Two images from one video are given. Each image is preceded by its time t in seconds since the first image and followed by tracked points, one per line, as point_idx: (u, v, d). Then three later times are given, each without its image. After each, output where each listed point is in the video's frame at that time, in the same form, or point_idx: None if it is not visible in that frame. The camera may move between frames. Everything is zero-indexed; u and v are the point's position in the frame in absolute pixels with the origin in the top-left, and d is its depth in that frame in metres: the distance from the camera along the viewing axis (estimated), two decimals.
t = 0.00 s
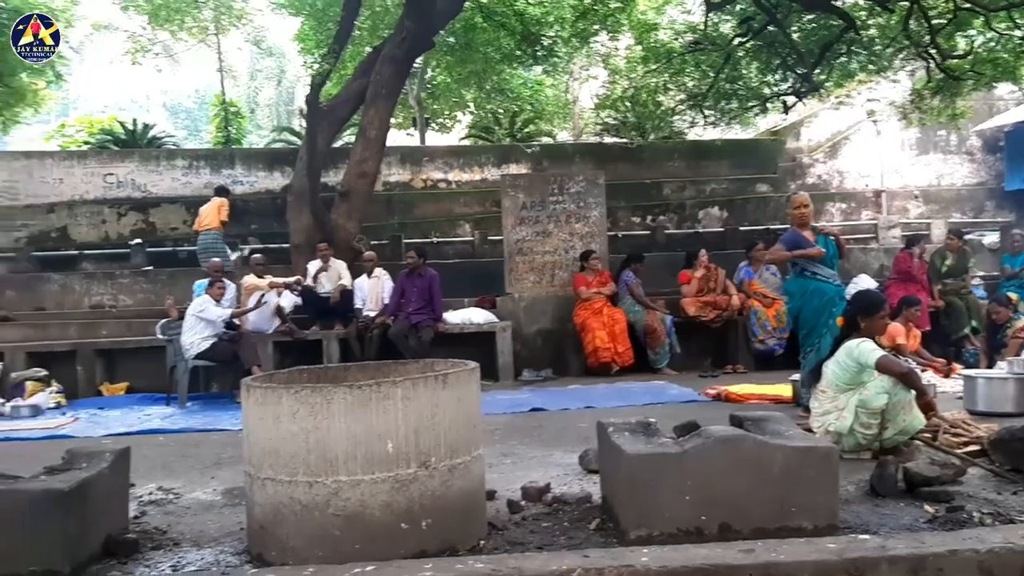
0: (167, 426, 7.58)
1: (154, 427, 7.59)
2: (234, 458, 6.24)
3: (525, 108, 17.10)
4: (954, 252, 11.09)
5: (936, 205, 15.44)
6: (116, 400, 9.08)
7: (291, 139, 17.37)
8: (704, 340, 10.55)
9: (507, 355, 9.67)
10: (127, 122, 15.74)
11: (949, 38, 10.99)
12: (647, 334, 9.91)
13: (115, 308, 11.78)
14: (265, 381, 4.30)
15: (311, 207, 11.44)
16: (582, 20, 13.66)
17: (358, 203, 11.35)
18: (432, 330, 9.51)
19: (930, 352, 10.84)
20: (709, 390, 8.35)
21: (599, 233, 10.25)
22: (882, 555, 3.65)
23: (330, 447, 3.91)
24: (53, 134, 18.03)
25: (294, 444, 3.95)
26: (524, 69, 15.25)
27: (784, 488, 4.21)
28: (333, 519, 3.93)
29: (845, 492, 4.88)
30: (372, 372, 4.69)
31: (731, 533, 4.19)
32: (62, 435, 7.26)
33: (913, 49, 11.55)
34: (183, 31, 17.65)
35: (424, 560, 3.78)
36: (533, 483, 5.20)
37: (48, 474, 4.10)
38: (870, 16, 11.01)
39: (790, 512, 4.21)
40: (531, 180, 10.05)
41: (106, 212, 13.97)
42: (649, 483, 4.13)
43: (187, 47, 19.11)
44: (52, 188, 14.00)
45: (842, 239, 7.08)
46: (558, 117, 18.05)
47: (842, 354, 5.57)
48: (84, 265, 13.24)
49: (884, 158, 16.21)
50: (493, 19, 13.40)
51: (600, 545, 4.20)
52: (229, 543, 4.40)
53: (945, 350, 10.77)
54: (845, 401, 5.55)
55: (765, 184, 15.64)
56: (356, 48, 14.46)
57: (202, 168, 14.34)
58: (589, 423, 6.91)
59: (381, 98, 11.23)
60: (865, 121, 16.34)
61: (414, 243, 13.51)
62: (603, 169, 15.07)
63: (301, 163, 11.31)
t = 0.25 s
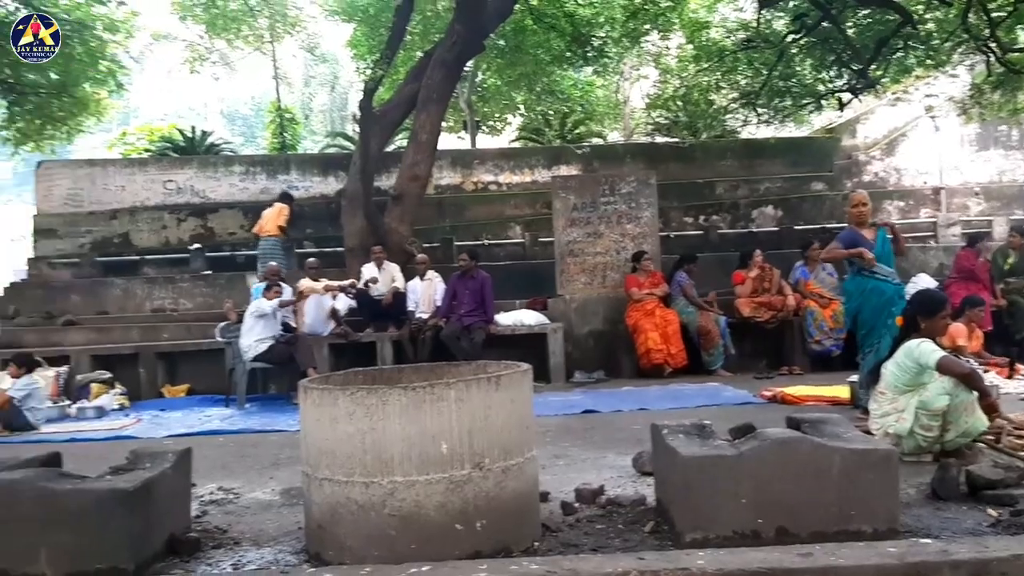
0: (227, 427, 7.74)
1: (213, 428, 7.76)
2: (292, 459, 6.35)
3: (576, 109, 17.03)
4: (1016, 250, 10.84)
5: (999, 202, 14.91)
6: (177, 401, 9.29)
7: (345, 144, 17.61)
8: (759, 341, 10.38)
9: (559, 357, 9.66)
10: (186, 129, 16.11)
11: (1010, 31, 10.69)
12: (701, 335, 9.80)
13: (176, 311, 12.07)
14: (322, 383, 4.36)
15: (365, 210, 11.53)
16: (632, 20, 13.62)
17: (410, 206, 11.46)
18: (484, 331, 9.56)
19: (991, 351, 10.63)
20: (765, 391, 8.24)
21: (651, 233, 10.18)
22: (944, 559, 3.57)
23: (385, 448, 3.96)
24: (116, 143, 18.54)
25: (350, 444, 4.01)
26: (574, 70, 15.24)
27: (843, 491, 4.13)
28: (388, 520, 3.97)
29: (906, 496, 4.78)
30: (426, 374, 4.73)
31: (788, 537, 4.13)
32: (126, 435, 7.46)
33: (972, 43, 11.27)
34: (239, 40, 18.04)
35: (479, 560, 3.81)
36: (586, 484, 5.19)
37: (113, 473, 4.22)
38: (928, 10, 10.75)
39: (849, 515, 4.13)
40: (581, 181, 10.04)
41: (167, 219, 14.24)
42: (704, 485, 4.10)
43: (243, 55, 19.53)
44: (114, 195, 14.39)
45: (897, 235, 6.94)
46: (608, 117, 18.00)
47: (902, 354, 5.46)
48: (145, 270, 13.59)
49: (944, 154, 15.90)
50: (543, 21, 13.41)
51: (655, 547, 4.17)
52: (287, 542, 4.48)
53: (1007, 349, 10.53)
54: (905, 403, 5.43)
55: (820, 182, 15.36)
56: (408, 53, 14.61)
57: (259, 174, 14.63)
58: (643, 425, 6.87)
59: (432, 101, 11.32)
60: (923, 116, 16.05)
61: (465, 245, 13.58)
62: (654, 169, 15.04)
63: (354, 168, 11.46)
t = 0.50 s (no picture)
0: (259, 427, 7.82)
1: (246, 428, 7.84)
2: (324, 459, 6.40)
3: (603, 107, 16.95)
4: None
5: None
6: (211, 402, 9.40)
7: (373, 145, 17.71)
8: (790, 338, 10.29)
9: (589, 355, 9.64)
10: (216, 133, 16.29)
11: None
12: (732, 332, 9.72)
13: (209, 313, 12.21)
14: (352, 383, 4.39)
15: (393, 211, 11.55)
16: (659, 17, 13.54)
17: (438, 206, 11.49)
18: (513, 331, 9.57)
19: None
20: (797, 389, 8.16)
21: (680, 230, 10.11)
22: (981, 557, 3.52)
23: (415, 448, 3.98)
24: (148, 147, 18.81)
25: (380, 444, 4.03)
26: (601, 68, 15.20)
27: (878, 489, 4.08)
28: (419, 519, 3.99)
29: (942, 493, 4.71)
30: (456, 373, 4.74)
31: (822, 536, 4.09)
32: (161, 436, 7.56)
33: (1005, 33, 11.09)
34: (268, 44, 18.24)
35: (509, 559, 3.81)
36: (617, 483, 5.17)
37: (148, 474, 4.28)
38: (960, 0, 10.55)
39: (884, 514, 4.08)
40: (609, 179, 10.01)
41: (199, 222, 14.42)
42: (736, 483, 4.07)
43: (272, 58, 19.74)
44: (148, 200, 14.58)
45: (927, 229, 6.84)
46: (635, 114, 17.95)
47: (936, 349, 5.37)
48: (178, 273, 13.77)
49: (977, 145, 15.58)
50: (569, 19, 13.39)
51: (687, 546, 4.15)
52: (320, 542, 4.51)
53: None
54: (940, 399, 5.35)
55: (851, 177, 15.18)
56: (434, 54, 14.66)
57: (289, 176, 14.78)
58: (673, 424, 6.84)
59: (459, 101, 11.34)
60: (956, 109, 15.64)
61: (494, 245, 13.58)
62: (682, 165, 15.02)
63: (383, 169, 11.51)
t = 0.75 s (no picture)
0: (283, 423, 7.90)
1: (270, 424, 7.91)
2: (346, 454, 6.45)
3: (623, 100, 16.87)
4: None
5: None
6: (235, 399, 9.50)
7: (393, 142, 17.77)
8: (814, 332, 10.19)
9: (610, 349, 9.63)
10: (238, 132, 16.41)
11: None
12: (754, 325, 9.67)
13: (233, 311, 12.32)
14: (373, 378, 4.42)
15: (413, 207, 11.59)
16: (679, 9, 13.36)
17: (458, 202, 11.52)
18: (534, 325, 9.57)
19: None
20: (820, 381, 8.12)
21: (701, 223, 10.06)
22: (1005, 549, 3.49)
23: (435, 442, 4.01)
24: (171, 147, 18.98)
25: (400, 439, 4.06)
26: (621, 61, 15.13)
27: (900, 481, 4.06)
28: (439, 513, 4.02)
29: (965, 485, 4.67)
30: (476, 368, 4.77)
31: (844, 528, 4.07)
32: (186, 432, 7.65)
33: None
34: (288, 42, 18.37)
35: (530, 552, 3.83)
36: (637, 477, 5.17)
37: (172, 470, 4.34)
38: None
39: (907, 506, 4.06)
40: (629, 172, 9.99)
41: (222, 220, 14.51)
42: (756, 476, 4.06)
43: (292, 56, 19.87)
44: (172, 199, 14.71)
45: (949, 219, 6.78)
46: (655, 107, 17.89)
47: (960, 340, 5.32)
48: (202, 271, 13.90)
49: (1001, 134, 15.50)
50: (589, 13, 13.32)
51: (708, 539, 4.15)
52: (342, 536, 4.55)
53: None
54: (964, 390, 5.30)
55: (873, 168, 15.05)
56: (453, 50, 14.66)
57: (310, 174, 14.88)
58: (695, 417, 6.82)
59: (479, 96, 11.34)
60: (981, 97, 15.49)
61: (514, 240, 13.59)
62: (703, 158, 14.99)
63: (403, 165, 11.55)
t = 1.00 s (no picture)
0: (294, 415, 7.91)
1: (280, 416, 7.93)
2: (356, 445, 6.45)
3: (633, 89, 16.77)
4: None
5: None
6: (246, 391, 9.52)
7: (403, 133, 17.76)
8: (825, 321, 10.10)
9: (620, 340, 9.60)
10: (248, 125, 16.42)
11: None
12: (765, 315, 9.61)
13: (243, 303, 12.35)
14: (381, 368, 4.40)
15: (422, 198, 11.58)
16: None
17: (467, 193, 11.49)
18: (544, 316, 9.56)
19: None
20: (831, 370, 8.06)
21: (712, 212, 10.00)
22: (1018, 538, 3.46)
23: (443, 432, 3.99)
24: (182, 140, 19.01)
25: (407, 429, 4.04)
26: (630, 50, 15.04)
27: (911, 470, 4.02)
28: (447, 503, 4.01)
29: (978, 474, 4.62)
30: (484, 358, 4.74)
31: (854, 517, 4.04)
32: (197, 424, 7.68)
33: None
34: (296, 33, 18.38)
35: (538, 543, 3.81)
36: (647, 467, 5.15)
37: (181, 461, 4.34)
38: None
39: (918, 495, 4.02)
40: (639, 162, 9.93)
41: (232, 213, 14.50)
42: (767, 465, 4.03)
43: (301, 48, 19.89)
44: (181, 191, 14.79)
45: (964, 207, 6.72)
46: (665, 96, 17.79)
47: (975, 329, 5.26)
48: (213, 263, 13.94)
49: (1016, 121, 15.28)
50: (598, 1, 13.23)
51: (718, 529, 4.13)
52: (351, 526, 4.55)
53: None
54: (976, 379, 5.25)
55: (886, 156, 14.94)
56: (462, 40, 14.60)
57: (320, 166, 14.88)
58: (705, 407, 6.79)
59: (488, 87, 11.28)
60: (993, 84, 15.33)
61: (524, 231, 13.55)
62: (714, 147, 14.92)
63: (411, 156, 11.53)
